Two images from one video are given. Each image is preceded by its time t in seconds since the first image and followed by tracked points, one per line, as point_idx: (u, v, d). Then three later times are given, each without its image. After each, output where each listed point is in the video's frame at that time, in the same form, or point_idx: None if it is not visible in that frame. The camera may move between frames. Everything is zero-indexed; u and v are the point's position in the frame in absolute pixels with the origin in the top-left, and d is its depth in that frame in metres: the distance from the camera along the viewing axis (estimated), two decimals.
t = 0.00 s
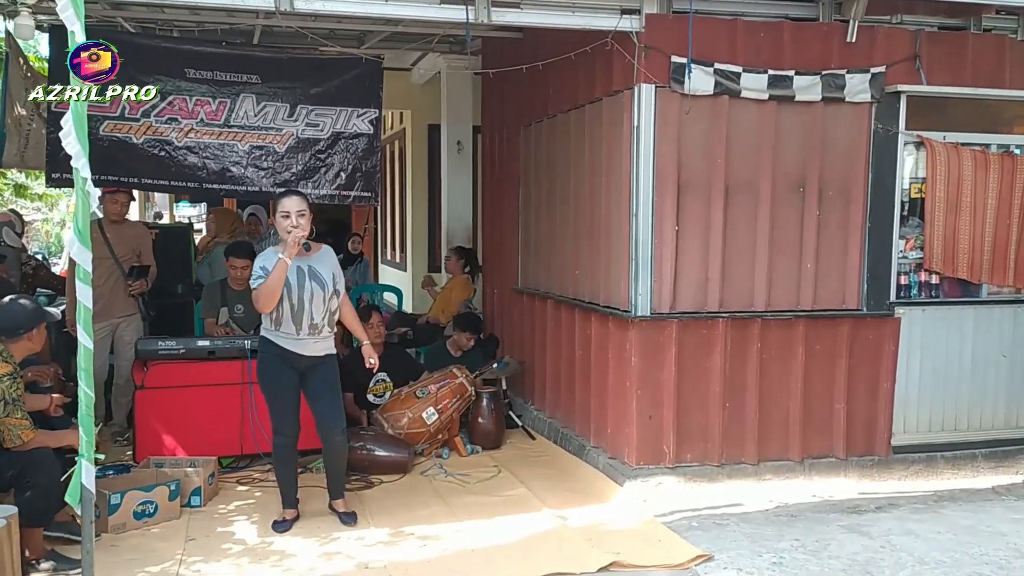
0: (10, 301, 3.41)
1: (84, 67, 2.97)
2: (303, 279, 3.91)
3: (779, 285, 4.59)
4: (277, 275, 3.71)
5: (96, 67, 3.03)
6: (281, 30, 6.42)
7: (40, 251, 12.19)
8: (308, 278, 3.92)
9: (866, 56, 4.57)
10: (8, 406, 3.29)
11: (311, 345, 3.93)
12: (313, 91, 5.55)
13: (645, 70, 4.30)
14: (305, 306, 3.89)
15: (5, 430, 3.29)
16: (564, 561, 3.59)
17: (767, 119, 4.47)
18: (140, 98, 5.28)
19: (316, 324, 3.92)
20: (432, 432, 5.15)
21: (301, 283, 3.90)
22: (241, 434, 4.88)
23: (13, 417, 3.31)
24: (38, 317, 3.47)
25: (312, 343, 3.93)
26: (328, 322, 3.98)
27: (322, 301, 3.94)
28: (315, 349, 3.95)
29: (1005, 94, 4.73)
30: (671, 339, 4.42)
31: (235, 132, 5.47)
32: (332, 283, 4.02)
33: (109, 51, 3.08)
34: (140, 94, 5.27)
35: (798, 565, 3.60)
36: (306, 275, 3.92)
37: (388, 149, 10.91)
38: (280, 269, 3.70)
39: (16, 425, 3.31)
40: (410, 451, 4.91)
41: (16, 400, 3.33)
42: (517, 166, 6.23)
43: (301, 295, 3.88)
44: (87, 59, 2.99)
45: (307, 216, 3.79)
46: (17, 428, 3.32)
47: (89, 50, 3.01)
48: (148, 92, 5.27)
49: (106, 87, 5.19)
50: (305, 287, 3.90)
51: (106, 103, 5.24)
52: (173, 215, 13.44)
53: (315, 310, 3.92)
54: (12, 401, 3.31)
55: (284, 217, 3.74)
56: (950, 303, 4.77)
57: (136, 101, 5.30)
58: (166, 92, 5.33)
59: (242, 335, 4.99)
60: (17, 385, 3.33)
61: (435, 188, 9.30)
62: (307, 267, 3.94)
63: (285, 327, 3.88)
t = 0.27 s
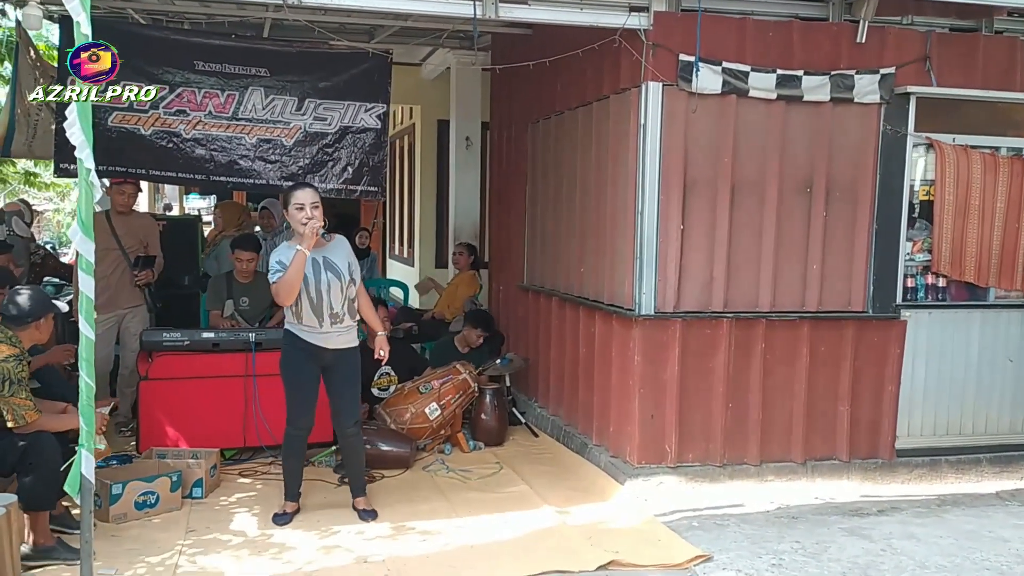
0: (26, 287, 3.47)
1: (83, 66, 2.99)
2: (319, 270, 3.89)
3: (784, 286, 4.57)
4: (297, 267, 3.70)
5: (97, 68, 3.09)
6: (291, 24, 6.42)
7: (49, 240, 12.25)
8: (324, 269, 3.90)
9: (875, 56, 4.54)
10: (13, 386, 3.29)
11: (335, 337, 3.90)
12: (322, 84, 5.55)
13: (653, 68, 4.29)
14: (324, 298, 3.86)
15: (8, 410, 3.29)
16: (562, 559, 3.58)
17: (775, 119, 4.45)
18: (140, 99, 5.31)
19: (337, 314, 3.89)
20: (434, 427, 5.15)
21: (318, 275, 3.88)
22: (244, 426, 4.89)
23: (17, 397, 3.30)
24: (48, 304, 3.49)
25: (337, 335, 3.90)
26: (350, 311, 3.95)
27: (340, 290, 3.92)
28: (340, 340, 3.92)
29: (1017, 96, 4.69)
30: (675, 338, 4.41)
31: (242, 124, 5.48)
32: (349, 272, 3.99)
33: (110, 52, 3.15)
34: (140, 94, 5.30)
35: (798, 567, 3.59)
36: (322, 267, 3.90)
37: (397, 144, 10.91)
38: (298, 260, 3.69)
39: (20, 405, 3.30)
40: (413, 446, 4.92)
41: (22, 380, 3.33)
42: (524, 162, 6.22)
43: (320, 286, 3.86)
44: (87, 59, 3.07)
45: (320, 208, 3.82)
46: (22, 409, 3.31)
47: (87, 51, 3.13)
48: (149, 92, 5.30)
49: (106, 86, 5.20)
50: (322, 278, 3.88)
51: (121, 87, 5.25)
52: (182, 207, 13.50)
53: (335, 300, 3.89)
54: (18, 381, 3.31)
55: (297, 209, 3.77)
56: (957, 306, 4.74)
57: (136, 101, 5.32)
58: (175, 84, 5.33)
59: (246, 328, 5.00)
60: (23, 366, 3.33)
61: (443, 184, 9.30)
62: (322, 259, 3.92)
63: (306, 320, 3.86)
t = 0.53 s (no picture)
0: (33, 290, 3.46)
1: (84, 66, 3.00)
2: (339, 270, 3.86)
3: (786, 285, 4.55)
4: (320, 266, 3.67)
5: (94, 67, 3.07)
6: (294, 21, 6.41)
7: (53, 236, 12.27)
8: (344, 268, 3.87)
9: (879, 54, 4.51)
10: (17, 386, 3.28)
11: (357, 336, 3.87)
12: (324, 82, 5.54)
13: (654, 66, 4.27)
14: (346, 297, 3.84)
15: (10, 409, 3.26)
16: (561, 559, 3.57)
17: (777, 117, 4.43)
18: (140, 99, 5.28)
19: (360, 314, 3.86)
20: (435, 426, 5.14)
21: (338, 274, 3.85)
22: (244, 423, 4.89)
23: (21, 397, 3.28)
24: (56, 308, 3.51)
25: (360, 334, 3.87)
26: (372, 310, 3.92)
27: (362, 289, 3.89)
28: (363, 339, 3.89)
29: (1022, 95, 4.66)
30: (676, 338, 4.40)
31: (244, 122, 5.47)
32: (369, 271, 3.96)
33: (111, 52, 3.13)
34: (140, 94, 5.27)
35: (798, 568, 3.57)
36: (341, 266, 3.87)
37: (401, 142, 10.90)
38: (320, 260, 3.65)
39: (21, 406, 3.28)
40: (413, 444, 4.92)
41: (26, 380, 3.32)
42: (527, 160, 6.20)
43: (341, 286, 3.83)
44: (87, 59, 3.06)
45: (339, 208, 3.84)
46: (23, 409, 3.29)
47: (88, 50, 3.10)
48: (149, 92, 5.27)
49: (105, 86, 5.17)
50: (343, 278, 3.85)
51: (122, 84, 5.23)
52: (186, 203, 13.51)
53: (356, 300, 3.86)
54: (22, 381, 3.30)
55: (317, 209, 3.76)
56: (960, 306, 4.71)
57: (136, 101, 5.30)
58: (177, 81, 5.32)
59: (247, 325, 4.99)
60: (28, 366, 3.31)
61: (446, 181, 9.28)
62: (342, 258, 3.89)
63: (328, 320, 3.83)
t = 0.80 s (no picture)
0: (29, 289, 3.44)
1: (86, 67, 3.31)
2: (345, 267, 3.87)
3: (786, 283, 4.53)
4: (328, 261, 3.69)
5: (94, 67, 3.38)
6: (294, 19, 6.40)
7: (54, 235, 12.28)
8: (349, 266, 3.87)
9: (878, 51, 4.49)
10: (14, 385, 3.30)
11: (362, 335, 3.86)
12: (323, 80, 5.53)
13: (652, 63, 4.25)
14: (351, 295, 3.84)
15: (7, 408, 3.28)
16: (558, 558, 3.56)
17: (776, 114, 4.41)
18: (140, 98, 5.27)
19: (364, 312, 3.86)
20: (434, 424, 5.12)
21: (344, 271, 3.86)
22: (243, 421, 4.88)
23: (18, 396, 3.30)
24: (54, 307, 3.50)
25: (364, 332, 3.86)
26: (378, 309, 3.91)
27: (368, 287, 3.88)
28: (367, 338, 3.87)
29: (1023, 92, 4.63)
30: (674, 336, 4.38)
31: (242, 120, 5.46)
32: (377, 269, 3.95)
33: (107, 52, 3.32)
34: (140, 94, 5.26)
35: (796, 567, 3.56)
36: (348, 263, 3.88)
37: (402, 140, 10.89)
38: (327, 254, 3.68)
39: (19, 404, 3.30)
40: (412, 443, 4.90)
41: (24, 379, 3.33)
42: (526, 158, 6.18)
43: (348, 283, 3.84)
44: (87, 58, 3.38)
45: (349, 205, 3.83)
46: (20, 408, 3.31)
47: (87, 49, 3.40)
48: (149, 92, 5.26)
49: (105, 86, 5.18)
50: (349, 275, 3.86)
51: (116, 84, 5.22)
52: (186, 202, 13.51)
53: (361, 298, 3.86)
54: (19, 380, 3.31)
55: (327, 206, 3.76)
56: (960, 304, 4.70)
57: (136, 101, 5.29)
58: (175, 79, 5.31)
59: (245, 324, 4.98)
60: (26, 364, 3.33)
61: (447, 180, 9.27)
62: (350, 256, 3.90)
63: (333, 317, 3.83)
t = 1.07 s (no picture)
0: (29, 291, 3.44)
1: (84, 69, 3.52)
2: (345, 262, 3.86)
3: (786, 280, 4.51)
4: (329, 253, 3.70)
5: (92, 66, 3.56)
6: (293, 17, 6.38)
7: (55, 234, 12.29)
8: (349, 261, 3.87)
9: (879, 46, 4.47)
10: (9, 384, 3.28)
11: (355, 331, 3.84)
12: (322, 77, 5.52)
13: (651, 59, 4.24)
14: (347, 289, 3.83)
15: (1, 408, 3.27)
16: (557, 555, 3.56)
17: (776, 110, 4.39)
18: (139, 98, 5.25)
19: (359, 308, 3.84)
20: (434, 422, 5.11)
21: (344, 266, 3.85)
22: (243, 420, 4.88)
23: (13, 396, 3.29)
24: (54, 308, 3.47)
25: (358, 329, 3.84)
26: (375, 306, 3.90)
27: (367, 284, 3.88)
28: (360, 335, 3.86)
29: None
30: (674, 333, 4.37)
31: (242, 118, 5.45)
32: (378, 267, 3.95)
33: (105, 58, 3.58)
34: (140, 94, 5.24)
35: (796, 564, 3.55)
36: (349, 259, 3.87)
37: (404, 138, 10.87)
38: (329, 245, 3.69)
39: (13, 404, 3.28)
40: (412, 441, 4.90)
41: (21, 378, 3.31)
42: (527, 155, 6.17)
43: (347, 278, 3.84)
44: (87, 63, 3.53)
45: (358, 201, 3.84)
46: (14, 408, 3.29)
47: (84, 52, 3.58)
48: (149, 92, 5.25)
49: (105, 86, 5.16)
50: (348, 270, 3.85)
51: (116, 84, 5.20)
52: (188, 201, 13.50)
53: (357, 293, 3.85)
54: (16, 379, 3.29)
55: (336, 200, 3.77)
56: (961, 300, 4.68)
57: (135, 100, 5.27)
58: (174, 77, 5.30)
59: (245, 322, 4.98)
60: (24, 364, 3.30)
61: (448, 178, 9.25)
62: (351, 251, 3.89)
63: (327, 310, 3.83)
